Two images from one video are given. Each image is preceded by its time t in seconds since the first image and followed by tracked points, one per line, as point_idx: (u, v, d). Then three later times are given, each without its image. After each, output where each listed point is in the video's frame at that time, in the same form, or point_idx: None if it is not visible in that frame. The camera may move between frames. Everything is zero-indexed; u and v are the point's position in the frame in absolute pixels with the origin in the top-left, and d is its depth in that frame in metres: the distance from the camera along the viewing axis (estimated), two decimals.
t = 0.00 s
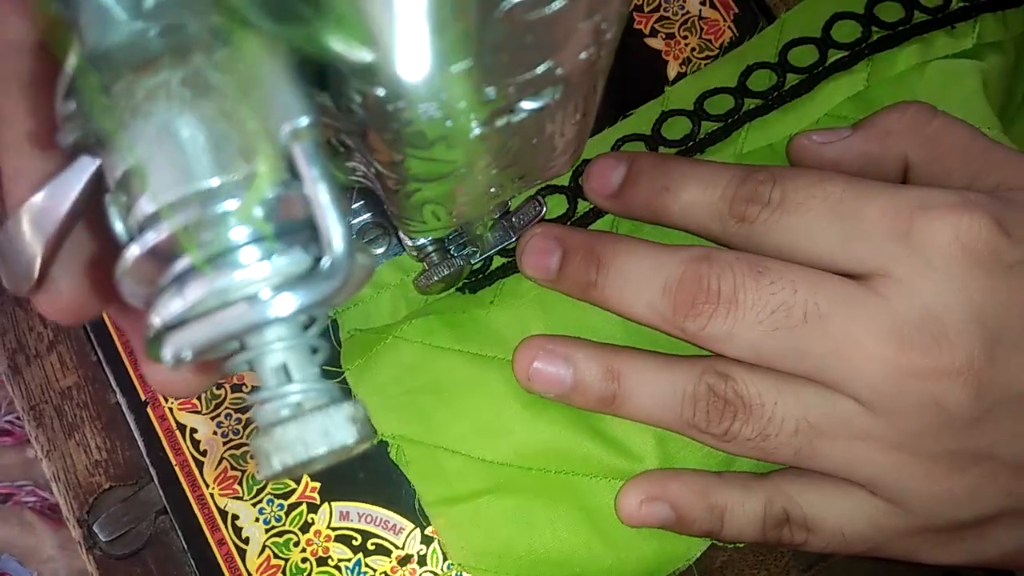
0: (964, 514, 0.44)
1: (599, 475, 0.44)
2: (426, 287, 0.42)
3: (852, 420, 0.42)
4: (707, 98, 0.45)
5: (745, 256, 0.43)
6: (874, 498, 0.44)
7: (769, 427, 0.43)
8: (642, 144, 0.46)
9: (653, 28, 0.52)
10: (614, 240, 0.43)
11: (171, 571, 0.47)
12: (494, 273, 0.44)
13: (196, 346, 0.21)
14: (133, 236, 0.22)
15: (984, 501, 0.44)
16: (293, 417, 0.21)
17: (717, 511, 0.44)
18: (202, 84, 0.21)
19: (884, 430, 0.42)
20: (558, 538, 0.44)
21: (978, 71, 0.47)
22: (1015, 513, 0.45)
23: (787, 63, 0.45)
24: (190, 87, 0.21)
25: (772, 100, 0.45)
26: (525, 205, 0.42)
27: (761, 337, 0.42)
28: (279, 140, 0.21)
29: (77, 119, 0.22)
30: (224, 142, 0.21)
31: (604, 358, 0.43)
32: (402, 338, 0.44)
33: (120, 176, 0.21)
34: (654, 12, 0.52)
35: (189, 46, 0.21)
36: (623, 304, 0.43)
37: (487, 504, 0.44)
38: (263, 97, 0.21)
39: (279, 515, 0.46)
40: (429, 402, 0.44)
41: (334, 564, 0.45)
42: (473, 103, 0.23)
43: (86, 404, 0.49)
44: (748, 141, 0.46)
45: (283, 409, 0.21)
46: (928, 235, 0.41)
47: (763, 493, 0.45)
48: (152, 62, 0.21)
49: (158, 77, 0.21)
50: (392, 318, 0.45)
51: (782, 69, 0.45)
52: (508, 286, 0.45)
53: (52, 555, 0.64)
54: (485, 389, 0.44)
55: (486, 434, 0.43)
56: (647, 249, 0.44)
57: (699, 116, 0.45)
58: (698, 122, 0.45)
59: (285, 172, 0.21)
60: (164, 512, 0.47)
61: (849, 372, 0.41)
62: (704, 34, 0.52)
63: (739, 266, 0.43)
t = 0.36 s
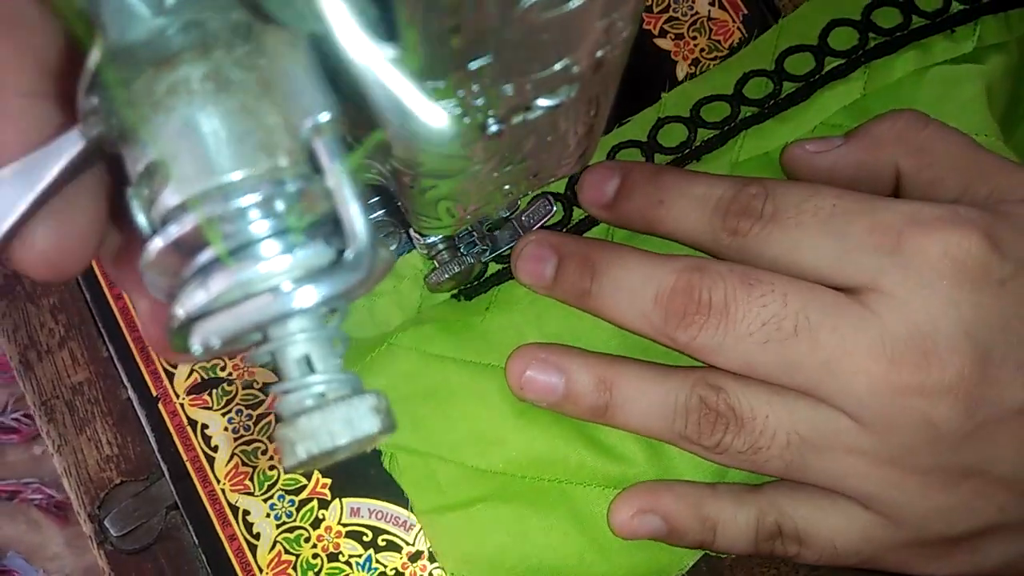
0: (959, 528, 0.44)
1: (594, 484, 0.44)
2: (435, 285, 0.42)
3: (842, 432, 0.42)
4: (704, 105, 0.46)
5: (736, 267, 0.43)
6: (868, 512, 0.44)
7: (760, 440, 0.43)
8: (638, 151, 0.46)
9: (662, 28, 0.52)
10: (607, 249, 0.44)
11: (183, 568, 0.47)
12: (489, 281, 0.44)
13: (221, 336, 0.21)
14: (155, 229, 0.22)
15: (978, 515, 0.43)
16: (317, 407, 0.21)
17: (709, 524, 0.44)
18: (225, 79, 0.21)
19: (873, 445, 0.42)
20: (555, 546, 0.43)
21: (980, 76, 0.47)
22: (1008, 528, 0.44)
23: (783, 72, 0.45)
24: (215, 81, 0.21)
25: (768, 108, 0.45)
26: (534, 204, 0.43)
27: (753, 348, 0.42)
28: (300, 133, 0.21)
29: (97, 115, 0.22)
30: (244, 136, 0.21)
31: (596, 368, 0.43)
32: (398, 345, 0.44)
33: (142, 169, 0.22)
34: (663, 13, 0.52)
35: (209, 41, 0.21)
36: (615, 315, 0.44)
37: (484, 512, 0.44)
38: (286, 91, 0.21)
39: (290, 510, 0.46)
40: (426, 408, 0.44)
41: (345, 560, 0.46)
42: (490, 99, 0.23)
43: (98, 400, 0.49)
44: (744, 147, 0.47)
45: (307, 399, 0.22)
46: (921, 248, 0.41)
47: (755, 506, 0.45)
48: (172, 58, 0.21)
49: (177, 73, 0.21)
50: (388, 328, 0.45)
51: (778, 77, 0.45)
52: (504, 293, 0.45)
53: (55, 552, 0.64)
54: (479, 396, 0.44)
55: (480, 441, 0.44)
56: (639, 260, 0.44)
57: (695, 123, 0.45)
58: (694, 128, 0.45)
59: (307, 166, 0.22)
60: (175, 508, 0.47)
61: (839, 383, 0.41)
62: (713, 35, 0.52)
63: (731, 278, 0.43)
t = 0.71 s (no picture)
0: (956, 540, 0.43)
1: (592, 488, 0.44)
2: (448, 283, 0.42)
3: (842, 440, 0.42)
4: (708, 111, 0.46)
5: (738, 274, 0.43)
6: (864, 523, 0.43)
7: (759, 448, 0.43)
8: (640, 156, 0.46)
9: (675, 28, 0.52)
10: (611, 252, 0.43)
11: (194, 565, 0.47)
12: (491, 283, 0.44)
13: (251, 328, 0.21)
14: (184, 222, 0.22)
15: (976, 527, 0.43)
16: (343, 399, 0.21)
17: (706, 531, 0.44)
18: (255, 74, 0.21)
19: (871, 455, 0.42)
20: (550, 549, 0.44)
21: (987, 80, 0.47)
22: (1008, 540, 0.44)
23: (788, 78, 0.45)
24: (244, 76, 0.21)
25: (771, 114, 0.45)
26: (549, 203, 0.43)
27: (753, 355, 0.42)
28: (330, 127, 0.22)
29: (125, 106, 0.22)
30: (275, 129, 0.21)
31: (596, 372, 0.43)
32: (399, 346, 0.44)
33: (172, 162, 0.22)
34: (678, 12, 0.52)
35: (240, 34, 0.21)
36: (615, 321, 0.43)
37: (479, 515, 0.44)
38: (316, 85, 0.22)
39: (301, 506, 0.46)
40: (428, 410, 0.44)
41: (356, 557, 0.46)
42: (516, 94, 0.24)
43: (110, 394, 0.49)
44: (747, 153, 0.46)
45: (333, 392, 0.22)
46: (921, 262, 0.41)
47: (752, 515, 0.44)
48: (202, 51, 0.21)
49: (208, 65, 0.21)
50: (391, 329, 0.45)
51: (782, 83, 0.45)
52: (507, 295, 0.45)
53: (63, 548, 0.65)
54: (482, 398, 0.44)
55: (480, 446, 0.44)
56: (642, 264, 0.43)
57: (699, 128, 0.45)
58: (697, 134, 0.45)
59: (336, 158, 0.22)
60: (188, 503, 0.47)
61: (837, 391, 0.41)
62: (726, 34, 0.52)
63: (732, 286, 0.42)
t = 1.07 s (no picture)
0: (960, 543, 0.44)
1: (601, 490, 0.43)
2: (456, 284, 0.41)
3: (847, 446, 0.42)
4: (713, 115, 0.44)
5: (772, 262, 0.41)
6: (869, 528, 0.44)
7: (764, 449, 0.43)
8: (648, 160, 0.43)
9: (683, 30, 0.52)
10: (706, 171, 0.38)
11: (202, 564, 0.47)
12: (497, 285, 0.43)
13: (270, 329, 0.22)
14: (201, 222, 0.22)
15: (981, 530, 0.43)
16: (358, 400, 0.21)
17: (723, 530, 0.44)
18: (274, 75, 0.21)
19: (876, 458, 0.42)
20: (558, 556, 0.43)
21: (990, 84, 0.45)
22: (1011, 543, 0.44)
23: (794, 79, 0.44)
24: (262, 78, 0.21)
25: (779, 115, 0.44)
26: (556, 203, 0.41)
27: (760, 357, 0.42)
28: (348, 130, 0.22)
29: (141, 107, 0.22)
30: (293, 132, 0.21)
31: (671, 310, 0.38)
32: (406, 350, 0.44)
33: (189, 163, 0.22)
34: (685, 14, 0.52)
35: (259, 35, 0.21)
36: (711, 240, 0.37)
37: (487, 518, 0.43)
38: (334, 87, 0.22)
39: (309, 506, 0.46)
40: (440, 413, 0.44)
41: (363, 557, 0.46)
42: (532, 95, 0.24)
43: (119, 394, 0.48)
44: (756, 157, 0.44)
45: (347, 392, 0.22)
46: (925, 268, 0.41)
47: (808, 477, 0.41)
48: (223, 51, 0.21)
49: (228, 66, 0.21)
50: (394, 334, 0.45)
51: (788, 83, 0.44)
52: (513, 295, 0.44)
53: (66, 548, 0.65)
54: (488, 401, 0.44)
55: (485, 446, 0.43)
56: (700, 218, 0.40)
57: (706, 130, 0.43)
58: (705, 135, 0.43)
59: (353, 160, 0.22)
60: (196, 502, 0.47)
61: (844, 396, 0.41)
62: (735, 36, 0.52)
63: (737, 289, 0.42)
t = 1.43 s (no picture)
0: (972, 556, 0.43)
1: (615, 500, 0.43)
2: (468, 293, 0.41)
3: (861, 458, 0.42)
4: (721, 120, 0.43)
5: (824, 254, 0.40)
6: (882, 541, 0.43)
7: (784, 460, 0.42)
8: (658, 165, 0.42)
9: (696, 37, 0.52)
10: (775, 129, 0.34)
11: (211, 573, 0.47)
12: (509, 293, 0.43)
13: (299, 352, 0.21)
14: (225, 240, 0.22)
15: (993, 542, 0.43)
16: (384, 421, 0.21)
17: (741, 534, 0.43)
18: (296, 92, 0.21)
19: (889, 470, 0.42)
20: (571, 567, 0.42)
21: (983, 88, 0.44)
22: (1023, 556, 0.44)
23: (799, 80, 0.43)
24: (286, 95, 0.21)
25: (786, 117, 0.43)
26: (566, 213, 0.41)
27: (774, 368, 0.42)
28: (374, 146, 0.21)
29: (164, 124, 0.22)
30: (318, 148, 0.21)
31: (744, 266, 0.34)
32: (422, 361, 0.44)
33: (212, 179, 0.22)
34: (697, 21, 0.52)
35: (279, 54, 0.21)
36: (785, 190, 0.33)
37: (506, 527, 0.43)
38: (359, 104, 0.21)
39: (320, 516, 0.46)
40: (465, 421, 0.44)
41: (374, 567, 0.46)
42: (556, 112, 0.24)
43: (129, 401, 0.48)
44: (765, 160, 0.43)
45: (373, 413, 0.21)
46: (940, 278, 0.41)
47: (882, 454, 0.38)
48: (245, 67, 0.21)
49: (251, 83, 0.21)
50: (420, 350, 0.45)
51: (793, 86, 0.43)
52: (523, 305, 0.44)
53: (71, 551, 0.65)
54: (501, 410, 0.43)
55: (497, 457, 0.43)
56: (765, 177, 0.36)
57: (716, 134, 0.42)
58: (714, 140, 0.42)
59: (379, 177, 0.21)
60: (206, 511, 0.47)
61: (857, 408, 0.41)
62: (746, 44, 0.52)
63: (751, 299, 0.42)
